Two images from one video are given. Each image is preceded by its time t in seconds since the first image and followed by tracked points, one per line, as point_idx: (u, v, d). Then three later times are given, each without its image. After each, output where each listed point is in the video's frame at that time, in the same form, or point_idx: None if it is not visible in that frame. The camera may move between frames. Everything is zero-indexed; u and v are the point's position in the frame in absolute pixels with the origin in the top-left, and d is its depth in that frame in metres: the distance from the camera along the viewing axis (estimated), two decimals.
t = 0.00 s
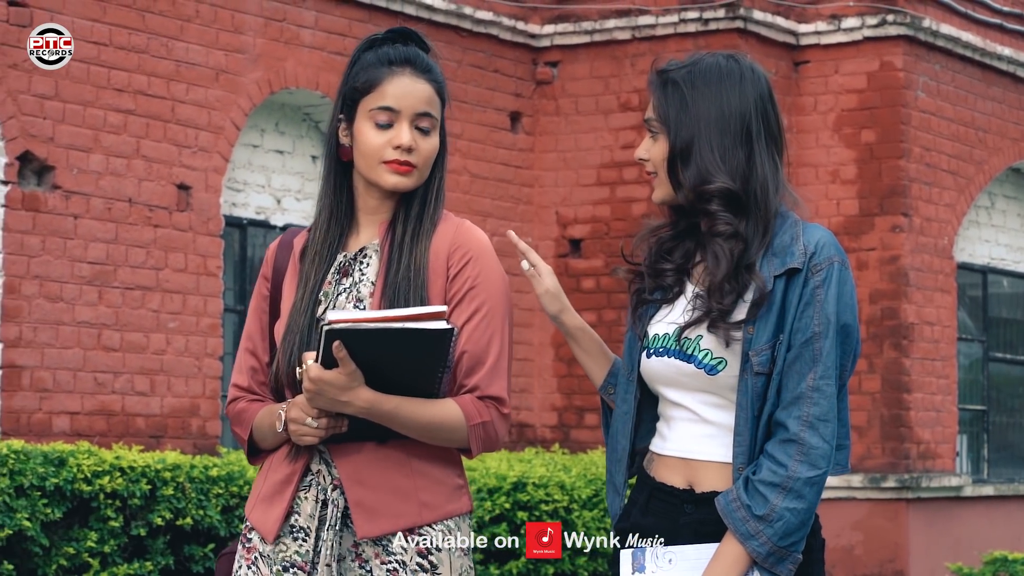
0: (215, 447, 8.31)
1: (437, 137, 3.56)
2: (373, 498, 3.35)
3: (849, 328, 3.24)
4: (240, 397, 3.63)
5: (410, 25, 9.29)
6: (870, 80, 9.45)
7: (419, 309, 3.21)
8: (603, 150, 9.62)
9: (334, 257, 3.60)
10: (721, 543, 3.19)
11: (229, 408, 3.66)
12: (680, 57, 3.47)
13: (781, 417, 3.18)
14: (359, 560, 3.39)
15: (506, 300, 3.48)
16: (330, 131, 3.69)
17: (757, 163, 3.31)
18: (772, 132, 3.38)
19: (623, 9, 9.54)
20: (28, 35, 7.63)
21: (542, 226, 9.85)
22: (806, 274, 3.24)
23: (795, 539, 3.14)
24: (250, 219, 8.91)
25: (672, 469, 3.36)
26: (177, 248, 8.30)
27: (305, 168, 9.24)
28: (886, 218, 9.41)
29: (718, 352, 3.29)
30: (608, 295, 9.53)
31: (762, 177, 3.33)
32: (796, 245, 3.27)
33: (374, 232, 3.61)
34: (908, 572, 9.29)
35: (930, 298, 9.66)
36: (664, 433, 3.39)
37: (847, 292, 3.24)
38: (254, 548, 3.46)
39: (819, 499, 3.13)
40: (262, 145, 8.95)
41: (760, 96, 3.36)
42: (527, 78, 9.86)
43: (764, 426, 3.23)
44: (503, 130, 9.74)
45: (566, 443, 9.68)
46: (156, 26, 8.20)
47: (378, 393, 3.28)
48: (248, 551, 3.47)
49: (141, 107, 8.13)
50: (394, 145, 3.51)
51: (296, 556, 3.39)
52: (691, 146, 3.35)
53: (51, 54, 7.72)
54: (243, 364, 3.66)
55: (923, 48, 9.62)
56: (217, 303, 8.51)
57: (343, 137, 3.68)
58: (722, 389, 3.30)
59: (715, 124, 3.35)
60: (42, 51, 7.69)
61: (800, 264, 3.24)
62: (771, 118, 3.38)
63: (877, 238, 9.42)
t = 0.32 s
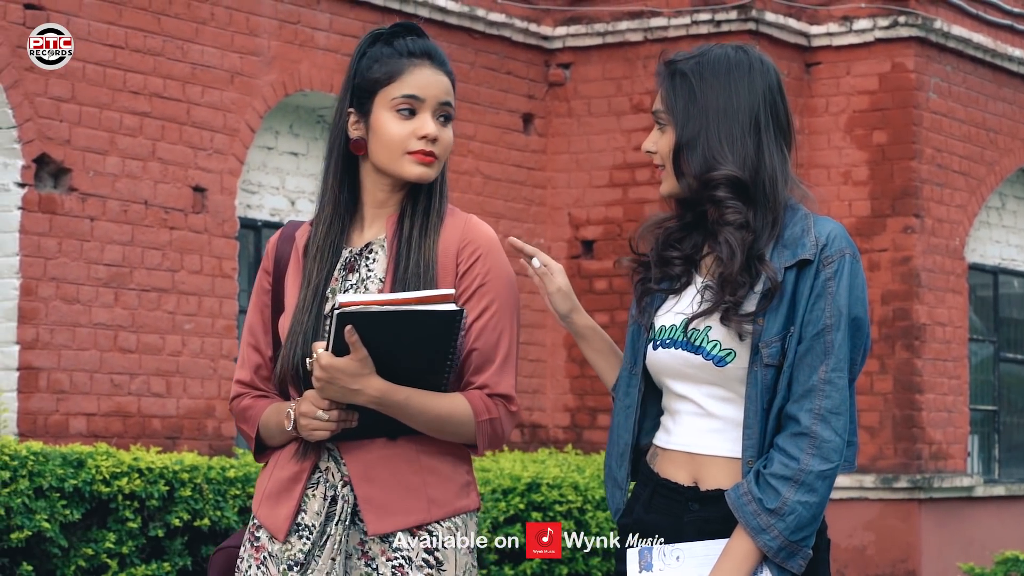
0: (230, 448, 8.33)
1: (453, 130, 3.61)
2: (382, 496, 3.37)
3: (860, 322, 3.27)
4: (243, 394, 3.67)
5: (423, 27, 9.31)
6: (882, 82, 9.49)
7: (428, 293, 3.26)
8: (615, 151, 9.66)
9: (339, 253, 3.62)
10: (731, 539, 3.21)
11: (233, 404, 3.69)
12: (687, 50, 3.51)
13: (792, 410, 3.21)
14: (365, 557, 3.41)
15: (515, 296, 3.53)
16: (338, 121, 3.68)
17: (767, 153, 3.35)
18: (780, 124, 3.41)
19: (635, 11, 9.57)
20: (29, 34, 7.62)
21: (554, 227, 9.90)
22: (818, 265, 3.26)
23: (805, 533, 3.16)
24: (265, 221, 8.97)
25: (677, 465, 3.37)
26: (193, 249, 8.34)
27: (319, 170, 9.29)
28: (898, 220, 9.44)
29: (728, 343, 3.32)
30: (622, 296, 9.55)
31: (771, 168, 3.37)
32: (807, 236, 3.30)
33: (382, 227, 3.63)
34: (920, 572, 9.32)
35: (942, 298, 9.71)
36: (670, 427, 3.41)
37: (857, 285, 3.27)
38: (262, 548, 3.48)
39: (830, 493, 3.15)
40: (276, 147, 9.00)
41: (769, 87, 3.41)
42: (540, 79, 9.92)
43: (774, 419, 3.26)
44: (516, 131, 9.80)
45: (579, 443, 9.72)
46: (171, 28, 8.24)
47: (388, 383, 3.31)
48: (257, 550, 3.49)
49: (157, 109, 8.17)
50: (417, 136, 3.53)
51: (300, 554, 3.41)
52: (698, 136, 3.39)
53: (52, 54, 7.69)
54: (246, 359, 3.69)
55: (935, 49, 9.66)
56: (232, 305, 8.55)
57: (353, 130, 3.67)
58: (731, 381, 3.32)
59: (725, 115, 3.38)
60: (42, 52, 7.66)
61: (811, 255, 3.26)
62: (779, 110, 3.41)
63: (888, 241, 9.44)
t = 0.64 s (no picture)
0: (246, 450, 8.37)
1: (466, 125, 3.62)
2: (396, 496, 3.36)
3: (869, 319, 3.28)
4: (247, 390, 3.66)
5: (436, 29, 9.35)
6: (893, 83, 9.54)
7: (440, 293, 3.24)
8: (627, 153, 9.70)
9: (348, 251, 3.59)
10: (736, 534, 3.22)
11: (235, 401, 3.68)
12: (694, 45, 3.52)
13: (800, 407, 3.21)
14: (371, 555, 3.39)
15: (524, 295, 3.54)
16: (347, 116, 3.66)
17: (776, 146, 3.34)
18: (790, 118, 3.42)
19: (647, 13, 9.62)
20: (29, 34, 7.59)
21: (566, 228, 9.94)
22: (828, 261, 3.26)
23: (809, 529, 3.17)
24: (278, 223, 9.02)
25: (684, 462, 3.37)
26: (208, 252, 8.38)
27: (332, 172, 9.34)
28: (909, 221, 9.49)
29: (737, 339, 3.31)
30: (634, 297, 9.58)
31: (780, 162, 3.36)
32: (817, 232, 3.30)
33: (391, 224, 3.62)
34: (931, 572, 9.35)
35: (953, 299, 9.76)
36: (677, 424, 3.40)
37: (867, 281, 3.28)
38: (274, 551, 3.48)
39: (835, 490, 3.16)
40: (290, 149, 9.06)
41: (777, 81, 3.41)
42: (551, 81, 9.97)
43: (782, 416, 3.26)
44: (527, 133, 9.85)
45: (591, 444, 9.77)
46: (186, 32, 8.28)
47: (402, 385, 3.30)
48: (268, 553, 3.49)
49: (172, 112, 8.20)
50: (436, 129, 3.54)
51: (311, 555, 3.41)
52: (706, 127, 3.38)
53: (52, 54, 7.66)
54: (250, 355, 3.67)
55: (945, 51, 9.70)
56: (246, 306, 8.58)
57: (366, 127, 3.65)
58: (740, 377, 3.32)
59: (733, 109, 3.38)
60: (42, 52, 7.64)
61: (822, 251, 3.27)
62: (788, 104, 3.42)
63: (899, 241, 9.51)
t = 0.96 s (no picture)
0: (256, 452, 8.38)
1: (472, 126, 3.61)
2: (403, 501, 3.35)
3: (876, 316, 3.20)
4: (250, 393, 3.61)
5: (445, 31, 9.36)
6: (901, 84, 9.58)
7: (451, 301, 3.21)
8: (636, 154, 9.72)
9: (354, 253, 3.54)
10: (744, 535, 3.13)
11: (236, 403, 3.63)
12: (698, 38, 3.42)
13: (808, 406, 3.13)
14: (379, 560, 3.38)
15: (531, 301, 3.52)
16: (349, 116, 3.62)
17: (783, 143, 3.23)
18: (795, 114, 3.31)
19: (656, 14, 9.63)
20: (29, 34, 7.57)
21: (575, 229, 9.96)
22: (833, 258, 3.18)
23: (819, 530, 3.09)
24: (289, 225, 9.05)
25: (689, 460, 3.28)
26: (219, 254, 8.39)
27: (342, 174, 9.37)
28: (918, 221, 9.54)
29: (742, 337, 3.23)
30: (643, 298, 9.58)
31: (786, 159, 3.26)
32: (823, 228, 3.22)
33: (398, 227, 3.58)
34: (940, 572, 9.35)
35: (961, 300, 9.81)
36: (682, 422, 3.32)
37: (873, 278, 3.19)
38: (282, 558, 3.46)
39: (845, 490, 3.08)
40: (300, 151, 9.08)
41: (782, 76, 3.29)
42: (560, 83, 10.00)
43: (788, 414, 3.18)
44: (536, 135, 9.89)
45: (600, 445, 9.80)
46: (197, 34, 8.29)
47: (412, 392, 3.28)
48: (276, 560, 3.47)
49: (182, 114, 8.22)
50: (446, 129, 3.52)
51: (319, 561, 3.39)
52: (710, 123, 3.28)
53: (52, 54, 7.64)
54: (252, 356, 3.62)
55: (954, 53, 9.74)
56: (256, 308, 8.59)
57: (372, 128, 3.62)
58: (745, 376, 3.23)
59: (737, 104, 3.27)
60: (42, 51, 7.61)
61: (828, 248, 3.19)
62: (794, 100, 3.31)
63: (908, 242, 9.57)
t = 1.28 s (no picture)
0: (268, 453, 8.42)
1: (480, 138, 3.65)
2: (411, 510, 3.39)
3: (880, 312, 3.22)
4: (255, 402, 3.64)
5: (455, 34, 9.40)
6: (909, 86, 9.63)
7: (459, 310, 3.24)
8: (644, 156, 9.76)
9: (364, 260, 3.58)
10: (755, 536, 3.16)
11: (241, 411, 3.66)
12: (710, 35, 3.43)
13: (814, 405, 3.15)
14: (386, 570, 3.43)
15: (538, 310, 3.57)
16: (359, 123, 3.67)
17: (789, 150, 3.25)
18: (802, 120, 3.32)
19: (665, 16, 9.67)
20: (30, 34, 7.56)
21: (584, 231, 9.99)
22: (835, 256, 3.21)
23: (832, 530, 3.10)
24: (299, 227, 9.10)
25: (698, 461, 3.32)
26: (230, 255, 8.41)
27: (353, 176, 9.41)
28: (926, 223, 9.58)
29: (746, 339, 3.26)
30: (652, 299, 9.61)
31: (790, 165, 3.28)
32: (823, 227, 3.25)
33: (405, 235, 3.63)
34: (948, 572, 9.38)
35: (969, 301, 9.86)
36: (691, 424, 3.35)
37: (876, 273, 3.21)
38: (289, 567, 3.48)
39: (855, 489, 3.10)
40: (311, 153, 9.12)
41: (792, 81, 3.30)
42: (569, 85, 10.06)
43: (794, 414, 3.20)
44: (546, 137, 9.94)
45: (609, 446, 9.84)
46: (208, 37, 8.32)
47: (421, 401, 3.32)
48: (282, 569, 3.49)
49: (194, 117, 8.25)
50: (452, 141, 3.55)
51: (327, 570, 3.43)
52: (717, 123, 3.30)
53: (52, 54, 7.63)
54: (257, 366, 3.64)
55: (962, 54, 9.80)
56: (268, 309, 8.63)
57: (379, 136, 3.66)
58: (750, 377, 3.26)
59: (745, 107, 3.28)
60: (42, 52, 7.61)
61: (828, 246, 3.21)
62: (802, 105, 3.32)
63: (917, 243, 9.59)
